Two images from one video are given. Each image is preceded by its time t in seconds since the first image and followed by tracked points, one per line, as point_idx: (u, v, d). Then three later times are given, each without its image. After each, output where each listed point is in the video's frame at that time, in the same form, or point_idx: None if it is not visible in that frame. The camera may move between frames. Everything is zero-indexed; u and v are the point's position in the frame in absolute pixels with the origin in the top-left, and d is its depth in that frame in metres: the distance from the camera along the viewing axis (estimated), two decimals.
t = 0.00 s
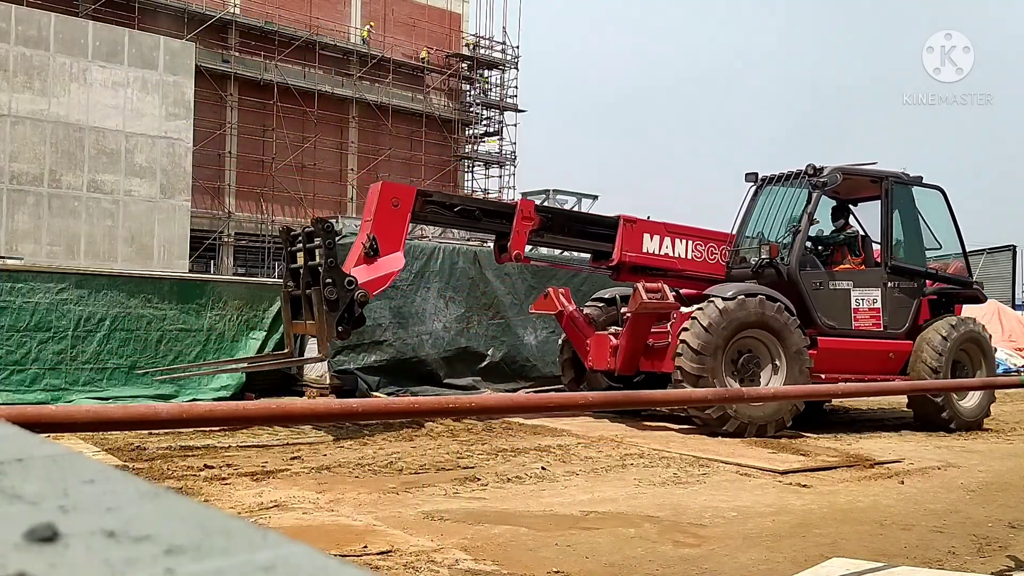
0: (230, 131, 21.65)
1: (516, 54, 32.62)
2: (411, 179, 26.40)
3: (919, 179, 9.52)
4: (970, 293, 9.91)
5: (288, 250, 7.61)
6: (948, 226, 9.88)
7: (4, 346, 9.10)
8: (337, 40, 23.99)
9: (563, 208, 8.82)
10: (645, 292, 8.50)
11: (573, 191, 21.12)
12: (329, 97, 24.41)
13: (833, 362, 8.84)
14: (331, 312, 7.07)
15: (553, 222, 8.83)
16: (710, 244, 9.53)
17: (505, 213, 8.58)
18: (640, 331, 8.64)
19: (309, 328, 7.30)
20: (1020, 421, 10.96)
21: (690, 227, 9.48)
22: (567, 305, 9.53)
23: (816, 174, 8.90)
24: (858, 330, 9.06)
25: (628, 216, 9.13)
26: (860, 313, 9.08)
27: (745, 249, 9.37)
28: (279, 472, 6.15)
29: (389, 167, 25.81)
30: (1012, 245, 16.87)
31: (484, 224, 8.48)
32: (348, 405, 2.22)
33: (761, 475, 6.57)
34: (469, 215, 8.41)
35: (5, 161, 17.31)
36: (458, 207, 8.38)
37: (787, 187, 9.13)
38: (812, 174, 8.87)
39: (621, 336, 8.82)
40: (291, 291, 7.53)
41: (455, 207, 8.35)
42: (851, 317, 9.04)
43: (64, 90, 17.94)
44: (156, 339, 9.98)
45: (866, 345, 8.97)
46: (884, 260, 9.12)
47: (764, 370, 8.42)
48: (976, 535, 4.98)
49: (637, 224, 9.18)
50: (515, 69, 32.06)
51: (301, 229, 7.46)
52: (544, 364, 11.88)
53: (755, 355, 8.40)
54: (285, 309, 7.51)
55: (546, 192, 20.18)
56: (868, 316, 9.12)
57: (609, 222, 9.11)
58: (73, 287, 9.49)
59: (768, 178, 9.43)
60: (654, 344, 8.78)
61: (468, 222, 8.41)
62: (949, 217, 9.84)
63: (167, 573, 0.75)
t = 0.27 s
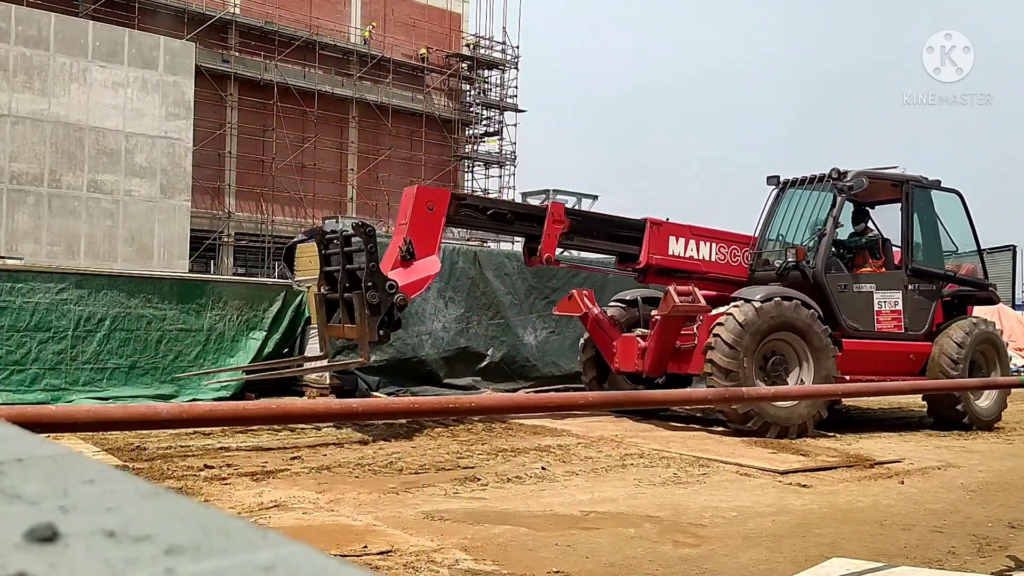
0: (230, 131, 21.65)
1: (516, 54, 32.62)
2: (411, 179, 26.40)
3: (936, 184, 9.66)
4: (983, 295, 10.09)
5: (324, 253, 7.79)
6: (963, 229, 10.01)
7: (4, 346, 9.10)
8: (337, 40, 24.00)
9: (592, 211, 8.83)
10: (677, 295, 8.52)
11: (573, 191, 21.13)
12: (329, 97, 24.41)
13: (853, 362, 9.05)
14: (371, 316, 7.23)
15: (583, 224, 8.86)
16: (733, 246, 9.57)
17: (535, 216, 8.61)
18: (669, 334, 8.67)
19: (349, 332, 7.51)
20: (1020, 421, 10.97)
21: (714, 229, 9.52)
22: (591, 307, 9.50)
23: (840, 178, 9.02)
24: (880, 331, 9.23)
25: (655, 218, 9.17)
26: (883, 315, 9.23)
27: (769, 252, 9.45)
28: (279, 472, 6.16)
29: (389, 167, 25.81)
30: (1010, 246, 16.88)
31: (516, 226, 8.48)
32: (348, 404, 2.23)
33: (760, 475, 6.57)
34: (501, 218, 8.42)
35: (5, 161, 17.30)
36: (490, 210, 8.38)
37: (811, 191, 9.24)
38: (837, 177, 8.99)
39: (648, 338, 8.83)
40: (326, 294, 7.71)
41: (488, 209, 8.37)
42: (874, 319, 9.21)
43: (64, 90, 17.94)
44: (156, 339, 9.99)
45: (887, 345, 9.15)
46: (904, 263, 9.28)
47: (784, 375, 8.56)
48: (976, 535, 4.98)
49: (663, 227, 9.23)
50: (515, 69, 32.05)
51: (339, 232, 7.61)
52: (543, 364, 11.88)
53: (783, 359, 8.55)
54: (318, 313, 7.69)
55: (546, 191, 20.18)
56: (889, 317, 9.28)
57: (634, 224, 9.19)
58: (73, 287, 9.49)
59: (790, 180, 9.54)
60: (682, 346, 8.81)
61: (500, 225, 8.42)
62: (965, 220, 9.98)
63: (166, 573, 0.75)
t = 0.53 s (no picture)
0: (230, 131, 21.66)
1: (516, 54, 32.61)
2: (411, 179, 26.41)
3: (956, 188, 9.72)
4: (998, 297, 10.18)
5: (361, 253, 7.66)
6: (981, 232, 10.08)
7: (4, 346, 9.10)
8: (337, 40, 24.01)
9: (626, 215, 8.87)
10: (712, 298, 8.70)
11: (573, 192, 21.17)
12: (329, 98, 24.42)
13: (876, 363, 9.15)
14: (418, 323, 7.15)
15: (616, 228, 8.92)
16: (757, 248, 9.64)
17: (570, 219, 8.66)
18: (701, 338, 8.80)
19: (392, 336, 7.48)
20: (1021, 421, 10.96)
21: (739, 232, 9.57)
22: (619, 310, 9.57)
23: (866, 183, 9.01)
24: (904, 334, 9.33)
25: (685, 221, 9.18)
26: (906, 318, 9.32)
27: (794, 255, 9.47)
28: (279, 472, 6.16)
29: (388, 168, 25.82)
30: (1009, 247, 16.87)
31: (549, 230, 8.57)
32: (348, 404, 2.22)
33: (761, 475, 6.57)
34: (538, 221, 8.49)
35: (5, 161, 17.30)
36: (528, 214, 8.43)
37: (838, 194, 9.22)
38: (864, 182, 8.99)
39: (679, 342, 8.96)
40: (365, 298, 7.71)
41: (525, 213, 8.40)
42: (898, 322, 9.30)
43: (64, 90, 17.94)
44: (156, 339, 9.99)
45: (907, 348, 9.24)
46: (926, 266, 9.36)
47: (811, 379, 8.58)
48: (976, 535, 4.98)
49: (691, 231, 9.24)
50: (514, 69, 32.06)
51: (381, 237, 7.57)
52: (543, 364, 11.86)
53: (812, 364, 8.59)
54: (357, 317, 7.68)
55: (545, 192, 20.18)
56: (913, 320, 9.36)
57: (664, 228, 9.20)
58: (73, 287, 9.49)
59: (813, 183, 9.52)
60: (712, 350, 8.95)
61: (537, 229, 8.49)
62: (984, 223, 10.04)
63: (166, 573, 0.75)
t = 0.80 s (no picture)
0: (229, 131, 21.66)
1: (516, 54, 32.60)
2: (411, 179, 26.40)
3: (973, 191, 9.75)
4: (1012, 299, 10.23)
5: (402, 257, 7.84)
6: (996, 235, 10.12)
7: (4, 346, 9.09)
8: (337, 40, 24.01)
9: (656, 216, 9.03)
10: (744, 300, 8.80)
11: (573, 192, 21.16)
12: (329, 98, 24.42)
13: (894, 363, 9.20)
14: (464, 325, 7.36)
15: (645, 229, 9.06)
16: (779, 250, 9.79)
17: (603, 221, 8.82)
18: (732, 339, 8.87)
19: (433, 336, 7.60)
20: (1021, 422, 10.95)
21: (762, 234, 9.73)
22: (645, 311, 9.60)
23: (890, 186, 9.03)
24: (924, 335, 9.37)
25: (711, 224, 9.33)
26: (928, 319, 9.36)
27: (817, 257, 9.50)
28: (279, 472, 6.15)
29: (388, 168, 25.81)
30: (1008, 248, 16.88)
31: (584, 232, 8.70)
32: (348, 404, 2.22)
33: (761, 475, 6.57)
34: (572, 222, 8.63)
35: (5, 161, 17.29)
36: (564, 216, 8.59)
37: (861, 197, 9.24)
38: (888, 186, 9.00)
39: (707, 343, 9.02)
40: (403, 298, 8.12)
41: (559, 214, 8.54)
42: (919, 323, 9.32)
43: (64, 90, 17.94)
44: (156, 339, 9.99)
45: (926, 348, 9.29)
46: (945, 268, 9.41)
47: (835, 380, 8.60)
48: (976, 535, 4.98)
49: (717, 233, 9.39)
50: (514, 69, 32.05)
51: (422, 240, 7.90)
52: (543, 364, 11.85)
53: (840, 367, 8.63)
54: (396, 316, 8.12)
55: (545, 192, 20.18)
56: (934, 321, 9.40)
57: (691, 230, 9.34)
58: (73, 287, 9.49)
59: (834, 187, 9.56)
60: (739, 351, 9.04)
61: (571, 229, 8.64)
62: (999, 226, 10.09)
63: (166, 573, 0.75)
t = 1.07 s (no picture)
0: (230, 131, 21.66)
1: (516, 54, 32.59)
2: (411, 179, 26.38)
3: (986, 193, 9.81)
4: None
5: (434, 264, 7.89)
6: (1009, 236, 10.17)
7: (4, 346, 9.09)
8: (337, 40, 24.02)
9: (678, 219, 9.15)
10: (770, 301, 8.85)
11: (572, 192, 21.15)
12: (329, 98, 24.41)
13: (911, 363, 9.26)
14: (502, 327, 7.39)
15: (670, 232, 9.15)
16: (798, 252, 9.90)
17: (630, 224, 8.94)
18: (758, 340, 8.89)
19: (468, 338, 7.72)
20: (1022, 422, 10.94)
21: (782, 236, 9.82)
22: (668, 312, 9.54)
23: (909, 188, 9.05)
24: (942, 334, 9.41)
25: (734, 226, 9.41)
26: (945, 319, 9.41)
27: (836, 259, 9.50)
28: (279, 472, 6.15)
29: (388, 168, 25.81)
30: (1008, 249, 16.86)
31: (612, 235, 8.84)
32: (347, 404, 2.22)
33: (761, 475, 6.57)
34: (600, 226, 8.78)
35: (5, 161, 17.29)
36: (594, 220, 8.75)
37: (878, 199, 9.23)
38: (908, 187, 9.01)
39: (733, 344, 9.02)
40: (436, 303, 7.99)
41: (589, 219, 8.70)
42: (937, 323, 9.37)
43: (64, 90, 17.95)
44: (156, 339, 9.99)
45: (943, 348, 9.33)
46: (961, 269, 9.45)
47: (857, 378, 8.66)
48: (976, 535, 4.98)
49: (740, 235, 9.46)
50: (515, 69, 32.03)
51: (458, 244, 7.84)
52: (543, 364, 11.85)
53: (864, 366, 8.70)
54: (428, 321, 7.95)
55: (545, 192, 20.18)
56: (951, 321, 9.44)
57: (714, 232, 9.42)
58: (73, 287, 9.49)
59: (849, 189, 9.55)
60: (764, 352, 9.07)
61: (600, 234, 8.80)
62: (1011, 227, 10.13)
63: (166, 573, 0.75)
